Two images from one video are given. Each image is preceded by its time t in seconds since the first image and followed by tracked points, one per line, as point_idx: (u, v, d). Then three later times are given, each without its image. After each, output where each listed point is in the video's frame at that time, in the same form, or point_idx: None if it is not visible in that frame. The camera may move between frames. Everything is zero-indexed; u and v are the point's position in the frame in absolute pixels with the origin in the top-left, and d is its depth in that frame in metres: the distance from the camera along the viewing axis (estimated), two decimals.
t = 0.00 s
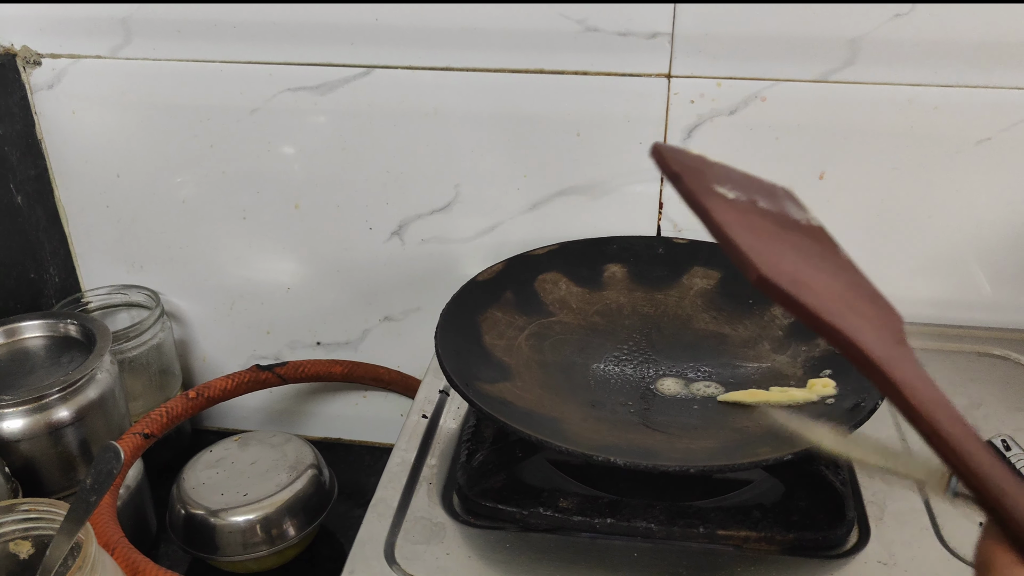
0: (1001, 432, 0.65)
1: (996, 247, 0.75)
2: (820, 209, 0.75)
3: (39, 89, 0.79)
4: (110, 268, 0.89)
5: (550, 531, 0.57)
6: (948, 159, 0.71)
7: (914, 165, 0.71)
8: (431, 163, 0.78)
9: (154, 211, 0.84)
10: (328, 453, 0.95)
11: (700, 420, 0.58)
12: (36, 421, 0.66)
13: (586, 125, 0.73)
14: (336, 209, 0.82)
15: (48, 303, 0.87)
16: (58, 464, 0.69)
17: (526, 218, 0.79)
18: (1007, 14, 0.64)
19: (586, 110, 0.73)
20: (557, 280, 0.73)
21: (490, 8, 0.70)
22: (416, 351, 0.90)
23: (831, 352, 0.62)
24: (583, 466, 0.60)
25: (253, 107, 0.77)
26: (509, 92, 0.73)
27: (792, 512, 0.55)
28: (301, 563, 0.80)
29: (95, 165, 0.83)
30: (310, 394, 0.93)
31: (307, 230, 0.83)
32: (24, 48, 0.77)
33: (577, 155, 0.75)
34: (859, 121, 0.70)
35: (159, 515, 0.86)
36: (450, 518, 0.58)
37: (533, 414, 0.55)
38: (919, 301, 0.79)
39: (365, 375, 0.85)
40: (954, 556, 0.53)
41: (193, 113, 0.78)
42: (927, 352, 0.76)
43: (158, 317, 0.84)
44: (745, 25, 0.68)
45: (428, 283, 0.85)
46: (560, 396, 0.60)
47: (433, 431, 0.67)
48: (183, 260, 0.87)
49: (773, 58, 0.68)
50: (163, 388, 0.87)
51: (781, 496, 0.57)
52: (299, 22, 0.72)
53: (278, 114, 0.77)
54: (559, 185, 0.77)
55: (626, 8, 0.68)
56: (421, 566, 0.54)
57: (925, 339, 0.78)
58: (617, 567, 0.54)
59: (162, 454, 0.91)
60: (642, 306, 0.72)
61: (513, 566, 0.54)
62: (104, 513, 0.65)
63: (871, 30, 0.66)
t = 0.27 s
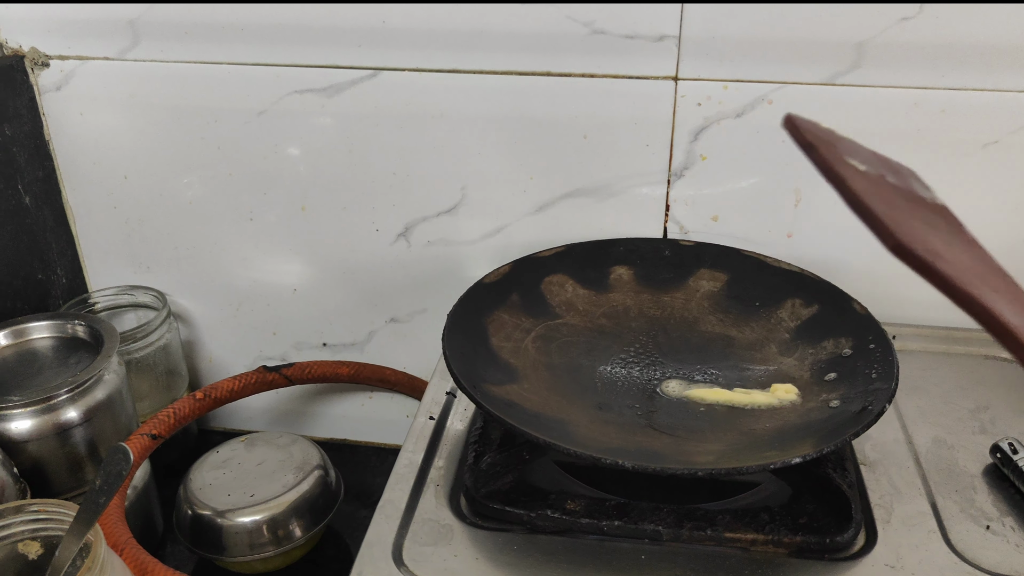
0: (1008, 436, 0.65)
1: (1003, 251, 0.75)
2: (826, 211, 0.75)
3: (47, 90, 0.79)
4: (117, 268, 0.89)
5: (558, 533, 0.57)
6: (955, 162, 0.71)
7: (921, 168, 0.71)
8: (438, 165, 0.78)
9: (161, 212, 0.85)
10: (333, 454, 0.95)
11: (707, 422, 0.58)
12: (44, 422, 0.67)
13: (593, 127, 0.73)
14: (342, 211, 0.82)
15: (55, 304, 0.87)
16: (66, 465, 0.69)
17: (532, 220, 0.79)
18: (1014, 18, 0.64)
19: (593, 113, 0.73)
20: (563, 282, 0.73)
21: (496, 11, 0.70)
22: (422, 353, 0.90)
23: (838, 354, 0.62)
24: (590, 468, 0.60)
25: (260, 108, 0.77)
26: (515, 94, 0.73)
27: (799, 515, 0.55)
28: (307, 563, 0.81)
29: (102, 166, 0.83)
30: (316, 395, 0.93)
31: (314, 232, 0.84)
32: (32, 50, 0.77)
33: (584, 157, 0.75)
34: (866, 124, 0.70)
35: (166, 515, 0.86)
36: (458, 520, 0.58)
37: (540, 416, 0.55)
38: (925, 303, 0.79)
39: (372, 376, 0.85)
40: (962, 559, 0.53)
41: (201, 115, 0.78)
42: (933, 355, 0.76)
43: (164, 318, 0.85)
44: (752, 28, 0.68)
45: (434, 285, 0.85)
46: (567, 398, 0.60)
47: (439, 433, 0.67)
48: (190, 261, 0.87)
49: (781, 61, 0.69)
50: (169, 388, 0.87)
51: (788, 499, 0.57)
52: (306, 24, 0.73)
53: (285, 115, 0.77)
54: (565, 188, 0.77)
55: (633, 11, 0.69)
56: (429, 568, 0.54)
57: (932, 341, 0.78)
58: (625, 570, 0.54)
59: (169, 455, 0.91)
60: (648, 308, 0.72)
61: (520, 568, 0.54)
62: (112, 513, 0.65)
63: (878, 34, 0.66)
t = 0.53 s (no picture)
0: (1010, 436, 0.65)
1: (1005, 251, 0.75)
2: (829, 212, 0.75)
3: (52, 90, 0.80)
4: (120, 268, 0.90)
5: (561, 533, 0.57)
6: (958, 163, 0.71)
7: (924, 168, 0.71)
8: (441, 165, 0.78)
9: (165, 212, 0.85)
10: (336, 454, 0.96)
11: (710, 422, 0.58)
12: (48, 421, 0.67)
13: (596, 127, 0.74)
14: (346, 211, 0.82)
15: (59, 303, 0.87)
16: (70, 464, 0.70)
17: (536, 220, 0.79)
18: (1017, 18, 0.64)
19: (596, 113, 0.73)
20: (567, 282, 0.73)
21: (500, 11, 0.70)
22: (425, 352, 0.90)
23: (841, 355, 0.62)
24: (593, 468, 0.60)
25: (264, 108, 0.77)
26: (519, 94, 0.73)
27: (802, 515, 0.55)
28: (310, 563, 0.81)
29: (106, 166, 0.83)
30: (319, 394, 0.94)
31: (317, 231, 0.84)
32: (37, 50, 0.77)
33: (587, 157, 0.75)
34: (870, 124, 0.70)
35: (169, 514, 0.86)
36: (461, 519, 0.58)
37: (544, 417, 0.55)
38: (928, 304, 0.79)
39: (375, 376, 0.85)
40: (965, 559, 0.53)
41: (205, 115, 0.78)
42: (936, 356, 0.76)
43: (168, 317, 0.85)
44: (756, 28, 0.68)
45: (437, 285, 0.85)
46: (571, 399, 0.60)
47: (443, 433, 0.67)
48: (193, 261, 0.88)
49: (784, 62, 0.69)
50: (173, 388, 0.88)
51: (791, 499, 0.57)
52: (310, 24, 0.73)
53: (289, 115, 0.77)
54: (568, 188, 0.77)
55: (636, 11, 0.69)
56: (433, 568, 0.54)
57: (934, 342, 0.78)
58: (628, 569, 0.55)
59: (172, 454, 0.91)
60: (652, 308, 0.72)
61: (524, 568, 0.55)
62: (116, 512, 0.66)
63: (881, 35, 0.66)
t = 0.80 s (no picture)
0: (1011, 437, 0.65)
1: (1006, 252, 0.75)
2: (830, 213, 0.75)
3: (52, 89, 0.79)
4: (121, 268, 0.90)
5: (561, 533, 0.57)
6: (959, 164, 0.71)
7: (925, 169, 0.71)
8: (442, 165, 0.78)
9: (165, 211, 0.85)
10: (336, 454, 0.95)
11: (711, 423, 0.58)
12: (48, 421, 0.67)
13: (597, 127, 0.74)
14: (346, 211, 0.82)
15: (59, 303, 0.87)
16: (70, 463, 0.70)
17: (536, 220, 0.79)
18: (1019, 19, 0.64)
19: (598, 113, 0.73)
20: (567, 282, 0.72)
21: (501, 11, 0.70)
22: (425, 352, 0.90)
23: (842, 355, 0.62)
24: (594, 468, 0.60)
25: (265, 108, 0.77)
26: (520, 94, 0.73)
27: (803, 516, 0.55)
28: (311, 563, 0.81)
29: (107, 165, 0.83)
30: (319, 394, 0.93)
31: (317, 231, 0.84)
32: (38, 49, 0.77)
33: (588, 157, 0.75)
34: (871, 125, 0.70)
35: (169, 514, 0.86)
36: (462, 519, 0.58)
37: (544, 417, 0.55)
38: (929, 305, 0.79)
39: (375, 376, 0.85)
40: (966, 560, 0.53)
41: (206, 115, 0.78)
42: (937, 356, 0.76)
43: (168, 317, 0.85)
44: (757, 28, 0.68)
45: (437, 285, 0.85)
46: (571, 399, 0.60)
47: (443, 433, 0.67)
48: (193, 260, 0.88)
49: (785, 62, 0.69)
50: (173, 388, 0.88)
51: (792, 499, 0.57)
52: (311, 24, 0.73)
53: (289, 115, 0.77)
54: (569, 188, 0.77)
55: (638, 11, 0.69)
56: (433, 568, 0.54)
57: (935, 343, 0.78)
58: (629, 570, 0.55)
59: (172, 454, 0.91)
60: (652, 309, 0.72)
61: (524, 568, 0.54)
62: (117, 512, 0.65)
63: (883, 35, 0.66)
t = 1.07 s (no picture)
0: (1011, 435, 0.65)
1: (1005, 250, 0.74)
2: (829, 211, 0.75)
3: (48, 87, 0.79)
4: (117, 265, 0.89)
5: (558, 531, 0.57)
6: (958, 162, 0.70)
7: (924, 166, 0.71)
8: (439, 163, 0.77)
9: (162, 209, 0.84)
10: (335, 452, 0.95)
11: (709, 421, 0.58)
12: (44, 420, 0.66)
13: (596, 125, 0.73)
14: (344, 209, 0.82)
15: (56, 301, 0.87)
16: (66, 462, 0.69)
17: (535, 217, 0.79)
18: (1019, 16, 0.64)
19: (596, 110, 0.73)
20: (566, 281, 0.73)
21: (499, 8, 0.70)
22: (424, 351, 0.90)
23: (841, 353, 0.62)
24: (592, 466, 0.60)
25: (262, 106, 0.77)
26: (518, 92, 0.73)
27: (801, 514, 0.55)
28: (309, 562, 0.81)
29: (103, 163, 0.83)
30: (317, 393, 0.93)
31: (314, 229, 0.83)
32: (34, 46, 0.77)
33: (587, 155, 0.75)
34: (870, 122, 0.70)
35: (166, 513, 0.86)
36: (459, 518, 0.58)
37: (541, 414, 0.55)
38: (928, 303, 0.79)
39: (374, 375, 0.85)
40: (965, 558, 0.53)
41: (202, 112, 0.78)
42: (936, 354, 0.76)
43: (165, 315, 0.84)
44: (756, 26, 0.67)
45: (436, 283, 0.85)
46: (569, 397, 0.60)
47: (441, 431, 0.67)
48: (191, 258, 0.87)
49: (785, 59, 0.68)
50: (170, 386, 0.87)
51: (790, 498, 0.57)
52: (308, 21, 0.72)
53: (287, 113, 0.77)
54: (567, 186, 0.77)
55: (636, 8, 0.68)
56: (430, 567, 0.54)
57: (935, 341, 0.78)
58: (627, 569, 0.54)
59: (170, 452, 0.91)
60: (650, 307, 0.72)
61: (521, 566, 0.54)
62: (113, 510, 0.65)
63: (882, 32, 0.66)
